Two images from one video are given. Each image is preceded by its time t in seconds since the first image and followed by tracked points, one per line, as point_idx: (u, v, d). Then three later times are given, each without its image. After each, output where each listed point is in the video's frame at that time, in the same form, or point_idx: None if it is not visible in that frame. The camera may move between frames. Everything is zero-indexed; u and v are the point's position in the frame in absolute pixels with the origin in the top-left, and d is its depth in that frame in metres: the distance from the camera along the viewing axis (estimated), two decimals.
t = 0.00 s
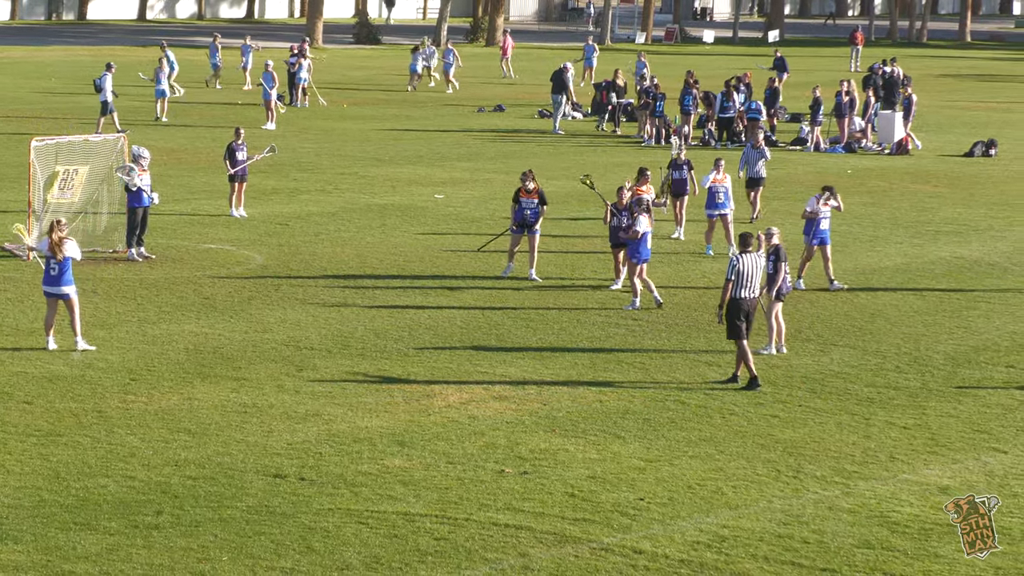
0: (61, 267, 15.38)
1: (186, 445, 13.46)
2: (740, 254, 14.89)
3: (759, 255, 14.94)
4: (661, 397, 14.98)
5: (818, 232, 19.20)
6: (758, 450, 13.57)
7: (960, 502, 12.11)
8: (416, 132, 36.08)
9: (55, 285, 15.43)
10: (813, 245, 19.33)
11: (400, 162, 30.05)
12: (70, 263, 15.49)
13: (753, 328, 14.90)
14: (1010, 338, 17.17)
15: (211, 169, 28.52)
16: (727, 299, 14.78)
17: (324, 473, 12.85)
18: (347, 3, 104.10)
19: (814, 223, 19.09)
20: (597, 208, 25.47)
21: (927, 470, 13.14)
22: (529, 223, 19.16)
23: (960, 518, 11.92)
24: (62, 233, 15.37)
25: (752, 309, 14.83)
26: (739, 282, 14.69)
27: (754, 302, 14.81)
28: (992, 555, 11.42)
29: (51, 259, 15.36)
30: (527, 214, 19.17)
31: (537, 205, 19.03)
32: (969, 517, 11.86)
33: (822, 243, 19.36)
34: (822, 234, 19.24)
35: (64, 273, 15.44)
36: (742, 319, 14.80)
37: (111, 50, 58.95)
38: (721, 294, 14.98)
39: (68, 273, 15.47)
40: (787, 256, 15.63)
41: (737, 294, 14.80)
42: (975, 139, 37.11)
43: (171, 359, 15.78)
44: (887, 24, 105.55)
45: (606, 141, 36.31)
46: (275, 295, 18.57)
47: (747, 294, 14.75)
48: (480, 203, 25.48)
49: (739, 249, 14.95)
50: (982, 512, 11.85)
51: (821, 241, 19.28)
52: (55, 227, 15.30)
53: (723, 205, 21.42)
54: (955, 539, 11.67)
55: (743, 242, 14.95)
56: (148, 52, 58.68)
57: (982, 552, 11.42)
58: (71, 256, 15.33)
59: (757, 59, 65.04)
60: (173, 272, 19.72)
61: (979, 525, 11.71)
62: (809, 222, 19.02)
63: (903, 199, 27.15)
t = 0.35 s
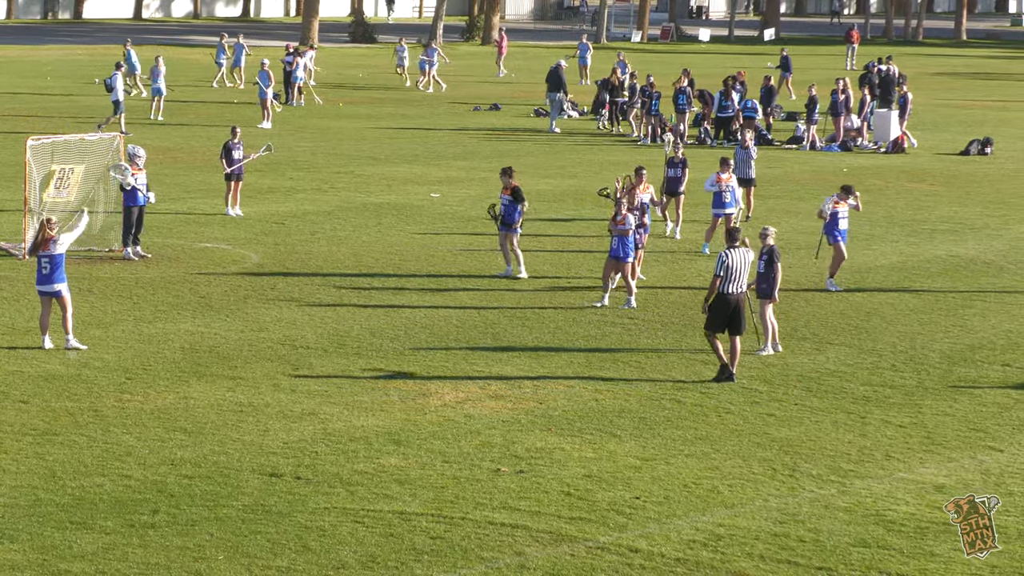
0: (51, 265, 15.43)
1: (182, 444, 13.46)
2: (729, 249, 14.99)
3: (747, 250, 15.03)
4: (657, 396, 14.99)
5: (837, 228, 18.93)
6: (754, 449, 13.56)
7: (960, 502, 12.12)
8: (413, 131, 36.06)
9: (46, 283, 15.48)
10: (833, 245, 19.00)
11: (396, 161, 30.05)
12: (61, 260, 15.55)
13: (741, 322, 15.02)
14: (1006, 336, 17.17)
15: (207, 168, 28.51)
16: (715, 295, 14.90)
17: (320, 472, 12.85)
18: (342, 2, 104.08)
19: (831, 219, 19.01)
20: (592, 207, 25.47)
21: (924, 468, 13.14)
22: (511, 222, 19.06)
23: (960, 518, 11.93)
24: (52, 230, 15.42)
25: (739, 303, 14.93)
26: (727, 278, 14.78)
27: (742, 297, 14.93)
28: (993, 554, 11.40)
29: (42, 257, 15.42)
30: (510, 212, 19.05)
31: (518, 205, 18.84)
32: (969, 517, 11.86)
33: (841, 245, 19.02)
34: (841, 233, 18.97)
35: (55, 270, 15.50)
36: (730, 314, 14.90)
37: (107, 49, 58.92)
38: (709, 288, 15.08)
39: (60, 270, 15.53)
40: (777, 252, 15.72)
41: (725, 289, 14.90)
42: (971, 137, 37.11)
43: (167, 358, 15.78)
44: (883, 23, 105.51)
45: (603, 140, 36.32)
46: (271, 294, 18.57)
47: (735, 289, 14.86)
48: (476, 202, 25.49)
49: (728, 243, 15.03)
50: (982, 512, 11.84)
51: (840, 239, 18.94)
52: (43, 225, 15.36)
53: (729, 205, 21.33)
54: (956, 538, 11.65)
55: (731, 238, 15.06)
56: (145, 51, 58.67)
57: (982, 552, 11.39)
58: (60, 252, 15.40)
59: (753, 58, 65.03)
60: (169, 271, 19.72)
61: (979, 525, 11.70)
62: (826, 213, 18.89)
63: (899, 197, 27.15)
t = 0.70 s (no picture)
0: (49, 266, 15.43)
1: (179, 445, 13.47)
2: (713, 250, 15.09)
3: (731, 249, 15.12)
4: (654, 397, 15.00)
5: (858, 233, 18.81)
6: (751, 450, 13.56)
7: (960, 502, 12.16)
8: (411, 131, 36.07)
9: (46, 284, 15.48)
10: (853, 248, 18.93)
11: (393, 162, 30.06)
12: (60, 261, 15.54)
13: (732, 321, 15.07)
14: (1003, 338, 17.18)
15: (204, 169, 28.52)
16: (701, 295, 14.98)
17: (317, 473, 12.85)
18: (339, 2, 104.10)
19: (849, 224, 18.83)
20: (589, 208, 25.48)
21: (921, 469, 13.14)
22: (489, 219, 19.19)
23: (960, 518, 11.94)
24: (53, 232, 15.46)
25: (727, 302, 14.99)
26: (713, 277, 14.87)
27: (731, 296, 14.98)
28: (993, 555, 11.42)
29: (42, 258, 15.45)
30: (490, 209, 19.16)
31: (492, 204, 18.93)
32: (969, 517, 11.87)
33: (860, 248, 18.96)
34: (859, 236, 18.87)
35: (55, 271, 15.48)
36: (719, 313, 14.97)
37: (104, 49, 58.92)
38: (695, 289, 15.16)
39: (59, 271, 15.51)
40: (767, 255, 15.78)
41: (712, 289, 14.98)
42: (969, 138, 37.13)
43: (164, 359, 15.78)
44: (879, 24, 105.55)
45: (600, 141, 36.33)
46: (268, 295, 18.58)
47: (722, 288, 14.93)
48: (473, 203, 25.51)
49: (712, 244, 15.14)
50: (982, 512, 11.87)
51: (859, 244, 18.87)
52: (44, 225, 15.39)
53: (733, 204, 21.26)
54: (955, 538, 11.67)
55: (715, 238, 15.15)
56: (142, 51, 58.67)
57: (982, 552, 11.41)
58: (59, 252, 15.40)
59: (750, 59, 65.05)
60: (167, 271, 19.74)
61: (980, 525, 11.72)
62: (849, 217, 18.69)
63: (896, 198, 27.16)
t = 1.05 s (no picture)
0: (53, 266, 15.44)
1: (176, 447, 13.46)
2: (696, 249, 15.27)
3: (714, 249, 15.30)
4: (650, 399, 14.99)
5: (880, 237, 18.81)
6: (747, 453, 13.56)
7: (960, 502, 12.15)
8: (409, 134, 36.07)
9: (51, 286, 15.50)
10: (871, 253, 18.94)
11: (390, 164, 30.05)
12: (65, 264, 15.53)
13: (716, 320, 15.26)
14: (1000, 341, 17.18)
15: (200, 171, 28.53)
16: (685, 294, 15.16)
17: (314, 476, 12.85)
18: (336, 4, 104.11)
19: (870, 227, 18.81)
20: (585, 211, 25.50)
21: (917, 472, 13.14)
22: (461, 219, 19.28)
23: (960, 518, 11.96)
24: (61, 234, 15.58)
25: (710, 300, 15.15)
26: (696, 276, 15.04)
27: (714, 294, 15.17)
28: (993, 556, 11.44)
29: (47, 260, 15.51)
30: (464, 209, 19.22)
31: (459, 203, 19.05)
32: (969, 516, 11.89)
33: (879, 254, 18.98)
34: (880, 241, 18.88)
35: (60, 274, 15.48)
36: (702, 312, 15.16)
37: (101, 52, 58.89)
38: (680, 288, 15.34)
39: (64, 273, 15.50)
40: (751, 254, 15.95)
41: (696, 288, 15.15)
42: (965, 141, 37.14)
43: (161, 361, 15.78)
44: (876, 28, 105.53)
45: (598, 143, 36.34)
46: (265, 297, 18.58)
47: (706, 287, 15.11)
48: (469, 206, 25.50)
49: (696, 244, 15.32)
50: (982, 512, 11.90)
51: (878, 250, 18.87)
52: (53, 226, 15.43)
53: (729, 207, 21.26)
54: (955, 539, 11.68)
55: (698, 238, 15.33)
56: (139, 53, 58.66)
57: (982, 552, 11.45)
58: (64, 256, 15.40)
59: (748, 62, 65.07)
60: (164, 274, 19.73)
61: (980, 525, 11.75)
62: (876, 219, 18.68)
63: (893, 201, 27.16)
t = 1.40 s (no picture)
0: (55, 269, 15.47)
1: (172, 449, 13.46)
2: (688, 249, 15.38)
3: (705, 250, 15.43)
4: (647, 402, 14.99)
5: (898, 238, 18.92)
6: (744, 455, 13.56)
7: (960, 502, 12.21)
8: (406, 135, 36.08)
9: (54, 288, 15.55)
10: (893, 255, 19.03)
11: (387, 167, 30.05)
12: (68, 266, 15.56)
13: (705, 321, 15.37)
14: (997, 343, 17.20)
15: (197, 173, 28.52)
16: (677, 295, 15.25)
17: (310, 478, 12.85)
18: (333, 5, 104.11)
19: (891, 229, 18.91)
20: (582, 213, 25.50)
21: (915, 474, 13.15)
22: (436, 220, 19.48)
23: (961, 518, 11.99)
24: (63, 235, 15.62)
25: (701, 301, 15.29)
26: (686, 277, 15.18)
27: (705, 296, 15.29)
28: (992, 556, 11.47)
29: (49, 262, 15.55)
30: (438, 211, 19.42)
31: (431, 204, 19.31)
32: (969, 517, 11.92)
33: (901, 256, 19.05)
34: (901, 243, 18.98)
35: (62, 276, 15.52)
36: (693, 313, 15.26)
37: (98, 53, 58.90)
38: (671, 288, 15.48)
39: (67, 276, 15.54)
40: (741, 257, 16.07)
41: (687, 289, 15.26)
42: (962, 144, 37.16)
43: (158, 363, 15.78)
44: (872, 30, 105.54)
45: (595, 145, 36.34)
46: (261, 299, 18.58)
47: (697, 288, 15.23)
48: (466, 208, 25.51)
49: (687, 245, 15.45)
50: (982, 511, 11.91)
51: (899, 252, 18.95)
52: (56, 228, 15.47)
53: (725, 211, 21.29)
54: (955, 540, 11.71)
55: (690, 239, 15.43)
56: (136, 54, 58.65)
57: (982, 552, 11.48)
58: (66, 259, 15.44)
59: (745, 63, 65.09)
60: (160, 276, 19.73)
61: (980, 525, 11.77)
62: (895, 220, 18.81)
63: (890, 204, 27.17)
